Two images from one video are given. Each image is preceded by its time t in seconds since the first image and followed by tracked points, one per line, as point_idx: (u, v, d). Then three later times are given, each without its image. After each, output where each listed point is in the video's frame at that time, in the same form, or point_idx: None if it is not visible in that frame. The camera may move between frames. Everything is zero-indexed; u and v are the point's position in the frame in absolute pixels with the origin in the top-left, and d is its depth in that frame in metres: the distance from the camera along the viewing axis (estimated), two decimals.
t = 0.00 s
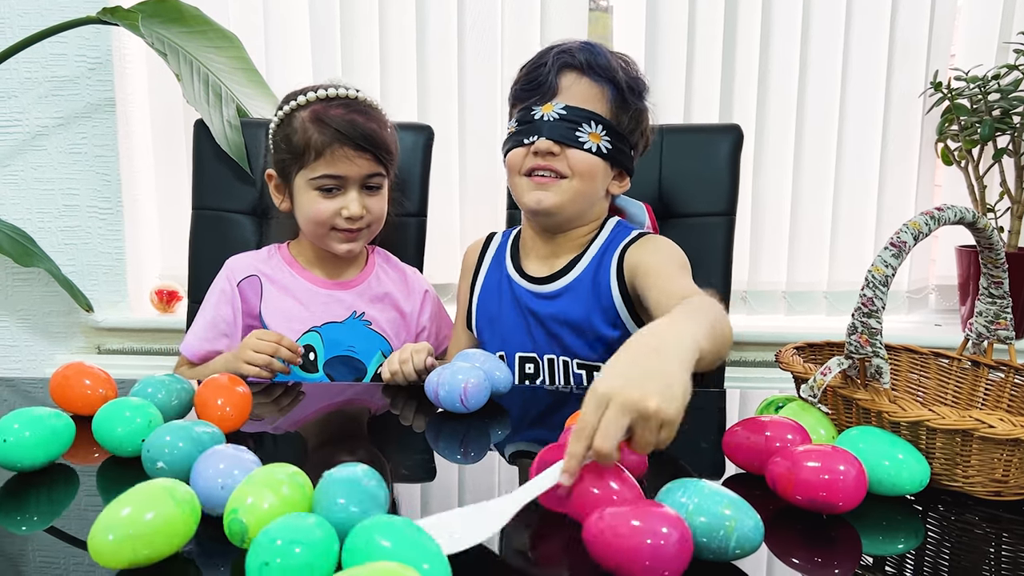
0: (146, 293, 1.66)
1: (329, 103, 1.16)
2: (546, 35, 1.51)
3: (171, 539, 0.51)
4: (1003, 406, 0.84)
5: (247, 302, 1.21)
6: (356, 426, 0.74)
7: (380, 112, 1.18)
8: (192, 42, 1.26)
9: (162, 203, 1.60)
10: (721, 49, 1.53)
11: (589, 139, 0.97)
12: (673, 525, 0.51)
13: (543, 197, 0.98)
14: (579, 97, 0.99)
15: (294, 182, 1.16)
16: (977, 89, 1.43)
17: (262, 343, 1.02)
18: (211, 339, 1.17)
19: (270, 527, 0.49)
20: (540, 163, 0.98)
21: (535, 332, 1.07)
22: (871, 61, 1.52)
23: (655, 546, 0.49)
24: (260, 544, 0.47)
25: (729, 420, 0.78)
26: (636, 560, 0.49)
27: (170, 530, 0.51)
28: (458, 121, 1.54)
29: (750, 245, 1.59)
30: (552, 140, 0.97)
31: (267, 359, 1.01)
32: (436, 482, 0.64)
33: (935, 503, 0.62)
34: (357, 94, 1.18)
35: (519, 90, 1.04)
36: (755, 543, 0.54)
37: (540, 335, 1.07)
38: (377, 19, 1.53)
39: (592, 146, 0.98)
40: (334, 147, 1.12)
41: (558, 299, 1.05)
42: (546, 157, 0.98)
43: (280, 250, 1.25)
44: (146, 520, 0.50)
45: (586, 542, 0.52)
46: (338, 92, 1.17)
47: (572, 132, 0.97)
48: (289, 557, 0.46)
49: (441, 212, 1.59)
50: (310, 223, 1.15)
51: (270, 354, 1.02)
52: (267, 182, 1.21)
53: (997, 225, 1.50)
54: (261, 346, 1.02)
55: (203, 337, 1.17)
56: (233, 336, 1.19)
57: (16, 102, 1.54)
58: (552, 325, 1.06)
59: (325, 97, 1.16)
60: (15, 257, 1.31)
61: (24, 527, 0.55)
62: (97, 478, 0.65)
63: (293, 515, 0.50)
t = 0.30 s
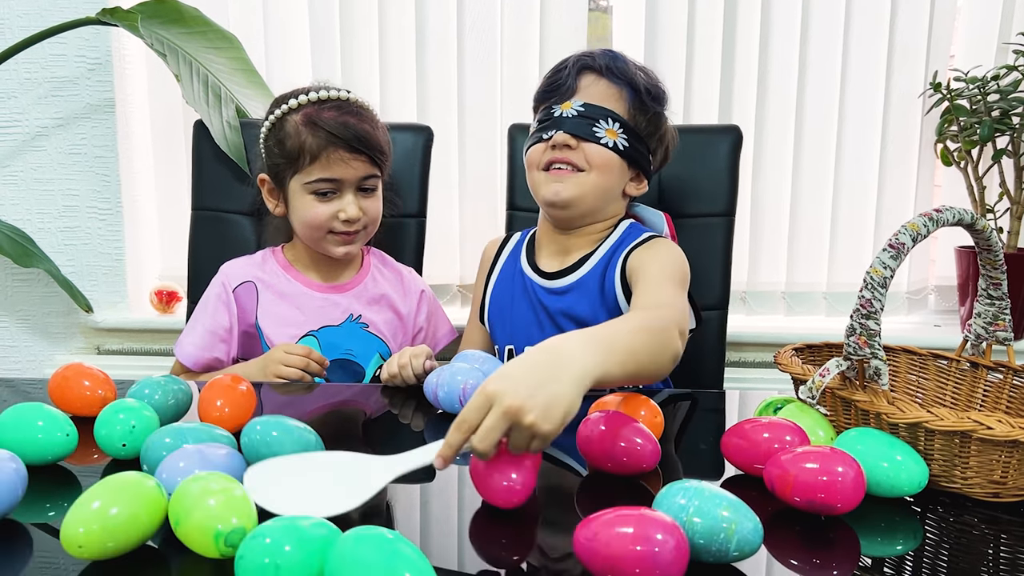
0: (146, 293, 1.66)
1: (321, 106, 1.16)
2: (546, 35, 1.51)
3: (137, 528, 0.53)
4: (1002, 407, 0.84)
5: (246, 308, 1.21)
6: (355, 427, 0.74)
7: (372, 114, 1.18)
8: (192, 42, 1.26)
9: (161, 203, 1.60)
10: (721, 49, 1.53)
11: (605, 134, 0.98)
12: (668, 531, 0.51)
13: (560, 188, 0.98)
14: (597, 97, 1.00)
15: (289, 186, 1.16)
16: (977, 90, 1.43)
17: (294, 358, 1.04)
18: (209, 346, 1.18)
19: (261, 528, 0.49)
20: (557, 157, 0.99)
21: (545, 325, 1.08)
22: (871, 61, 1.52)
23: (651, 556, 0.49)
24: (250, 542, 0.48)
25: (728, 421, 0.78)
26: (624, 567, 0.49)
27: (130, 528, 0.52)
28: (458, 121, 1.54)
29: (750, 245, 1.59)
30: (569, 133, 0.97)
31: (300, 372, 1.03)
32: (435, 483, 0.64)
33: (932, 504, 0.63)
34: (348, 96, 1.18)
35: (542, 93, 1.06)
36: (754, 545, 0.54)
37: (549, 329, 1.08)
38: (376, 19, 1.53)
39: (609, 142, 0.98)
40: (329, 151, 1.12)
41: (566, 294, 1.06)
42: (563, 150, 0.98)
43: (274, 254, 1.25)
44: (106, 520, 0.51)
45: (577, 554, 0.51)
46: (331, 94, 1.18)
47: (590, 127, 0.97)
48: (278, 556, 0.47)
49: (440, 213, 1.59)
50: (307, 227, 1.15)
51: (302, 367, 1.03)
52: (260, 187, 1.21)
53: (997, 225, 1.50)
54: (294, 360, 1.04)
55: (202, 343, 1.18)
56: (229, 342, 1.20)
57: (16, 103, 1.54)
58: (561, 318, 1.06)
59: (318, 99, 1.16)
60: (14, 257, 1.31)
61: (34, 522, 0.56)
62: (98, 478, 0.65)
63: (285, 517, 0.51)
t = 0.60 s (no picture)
0: (146, 293, 1.66)
1: (319, 107, 1.16)
2: (546, 35, 1.51)
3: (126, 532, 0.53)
4: (1003, 408, 0.84)
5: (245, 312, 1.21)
6: (356, 427, 0.74)
7: (370, 115, 1.18)
8: (193, 42, 1.26)
9: (162, 203, 1.60)
10: (721, 49, 1.53)
11: (623, 136, 0.98)
12: (665, 540, 0.50)
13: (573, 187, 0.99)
14: (617, 96, 1.01)
15: (286, 188, 1.16)
16: (977, 90, 1.43)
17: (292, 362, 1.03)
18: (211, 348, 1.18)
19: (264, 529, 0.49)
20: (573, 155, 0.99)
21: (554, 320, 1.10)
22: (871, 61, 1.52)
23: (647, 565, 0.49)
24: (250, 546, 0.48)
25: (728, 421, 0.78)
26: None
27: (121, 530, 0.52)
28: (458, 121, 1.54)
29: (750, 245, 1.59)
30: (588, 133, 0.98)
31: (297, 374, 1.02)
32: (436, 483, 0.64)
33: (933, 505, 0.63)
34: (346, 97, 1.18)
35: (557, 87, 1.05)
36: (755, 544, 0.54)
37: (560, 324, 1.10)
38: (377, 20, 1.53)
39: (625, 143, 0.98)
40: (325, 154, 1.12)
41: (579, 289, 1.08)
42: (582, 150, 0.98)
43: (274, 255, 1.24)
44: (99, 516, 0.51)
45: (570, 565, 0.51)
46: (329, 95, 1.17)
47: (608, 128, 0.98)
48: (279, 558, 0.47)
49: (441, 212, 1.59)
50: (305, 229, 1.15)
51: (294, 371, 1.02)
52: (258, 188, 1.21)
53: (997, 225, 1.50)
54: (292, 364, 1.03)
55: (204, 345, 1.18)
56: (229, 344, 1.20)
57: (16, 103, 1.54)
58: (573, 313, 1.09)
59: (316, 102, 1.16)
60: (15, 257, 1.31)
61: (36, 521, 0.57)
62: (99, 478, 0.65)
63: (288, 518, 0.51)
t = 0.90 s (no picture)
0: (146, 294, 1.66)
1: (322, 109, 1.16)
2: (546, 36, 1.51)
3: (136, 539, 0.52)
4: (1001, 409, 0.84)
5: (246, 313, 1.21)
6: (355, 427, 0.74)
7: (373, 116, 1.18)
8: (192, 43, 1.26)
9: (161, 204, 1.60)
10: (721, 49, 1.53)
11: (621, 147, 0.99)
12: (661, 546, 0.50)
13: (580, 204, 1.01)
14: (610, 106, 1.01)
15: (289, 189, 1.16)
16: (976, 91, 1.43)
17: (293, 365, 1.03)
18: (211, 348, 1.18)
19: (279, 533, 0.50)
20: (573, 172, 1.01)
21: (564, 316, 1.11)
22: (870, 62, 1.53)
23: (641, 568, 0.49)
24: (268, 552, 0.49)
25: (726, 422, 0.78)
26: None
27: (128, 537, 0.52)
28: (458, 122, 1.54)
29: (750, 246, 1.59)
30: (586, 151, 0.99)
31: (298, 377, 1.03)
32: (434, 484, 0.64)
33: (931, 505, 0.63)
34: (350, 99, 1.18)
35: (547, 97, 1.04)
36: (754, 544, 0.54)
37: (569, 321, 1.11)
38: (376, 20, 1.53)
39: (624, 153, 0.99)
40: (329, 156, 1.12)
41: (593, 283, 1.10)
42: (582, 168, 1.00)
43: (275, 256, 1.25)
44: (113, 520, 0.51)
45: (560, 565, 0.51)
46: (333, 98, 1.17)
47: (606, 141, 0.99)
48: (296, 564, 0.48)
49: (441, 213, 1.59)
50: (307, 231, 1.15)
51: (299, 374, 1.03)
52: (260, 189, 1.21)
53: (996, 226, 1.50)
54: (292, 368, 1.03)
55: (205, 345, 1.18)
56: (229, 344, 1.20)
57: (15, 103, 1.54)
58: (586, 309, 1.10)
59: (319, 103, 1.16)
60: (14, 258, 1.31)
61: (34, 519, 0.57)
62: (98, 479, 0.65)
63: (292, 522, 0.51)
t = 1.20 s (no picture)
0: (145, 293, 1.66)
1: (326, 108, 1.16)
2: (544, 35, 1.51)
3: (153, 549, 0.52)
4: (999, 408, 0.84)
5: (247, 312, 1.21)
6: (355, 427, 0.74)
7: (376, 116, 1.18)
8: (190, 42, 1.25)
9: (160, 203, 1.60)
10: (719, 49, 1.53)
11: (613, 148, 1.00)
12: (656, 541, 0.50)
13: (573, 205, 1.02)
14: (602, 108, 1.01)
15: (291, 189, 1.16)
16: (975, 90, 1.43)
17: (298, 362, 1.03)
18: (211, 347, 1.17)
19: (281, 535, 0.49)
20: (566, 175, 1.01)
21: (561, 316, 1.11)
22: (869, 61, 1.53)
23: (637, 565, 0.49)
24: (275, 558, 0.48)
25: (725, 421, 0.78)
26: None
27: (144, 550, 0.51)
28: (457, 121, 1.54)
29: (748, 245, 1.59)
30: (579, 155, 0.99)
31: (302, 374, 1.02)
32: (433, 482, 0.64)
33: (929, 505, 0.63)
34: (354, 98, 1.18)
35: (537, 100, 1.04)
36: (751, 544, 0.54)
37: (567, 319, 1.11)
38: (375, 20, 1.53)
39: (616, 155, 1.00)
40: (332, 155, 1.12)
41: (587, 282, 1.10)
42: (575, 170, 1.00)
43: (276, 255, 1.24)
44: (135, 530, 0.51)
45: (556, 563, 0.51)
46: (336, 97, 1.17)
47: (597, 143, 0.99)
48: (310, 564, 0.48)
49: (439, 212, 1.59)
50: (309, 230, 1.15)
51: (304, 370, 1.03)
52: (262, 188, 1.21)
53: (995, 226, 1.50)
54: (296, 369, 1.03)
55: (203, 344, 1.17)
56: (229, 342, 1.19)
57: (14, 103, 1.54)
58: (584, 307, 1.10)
59: (322, 102, 1.16)
60: (13, 258, 1.30)
61: (33, 518, 0.57)
62: (95, 479, 0.65)
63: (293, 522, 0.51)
